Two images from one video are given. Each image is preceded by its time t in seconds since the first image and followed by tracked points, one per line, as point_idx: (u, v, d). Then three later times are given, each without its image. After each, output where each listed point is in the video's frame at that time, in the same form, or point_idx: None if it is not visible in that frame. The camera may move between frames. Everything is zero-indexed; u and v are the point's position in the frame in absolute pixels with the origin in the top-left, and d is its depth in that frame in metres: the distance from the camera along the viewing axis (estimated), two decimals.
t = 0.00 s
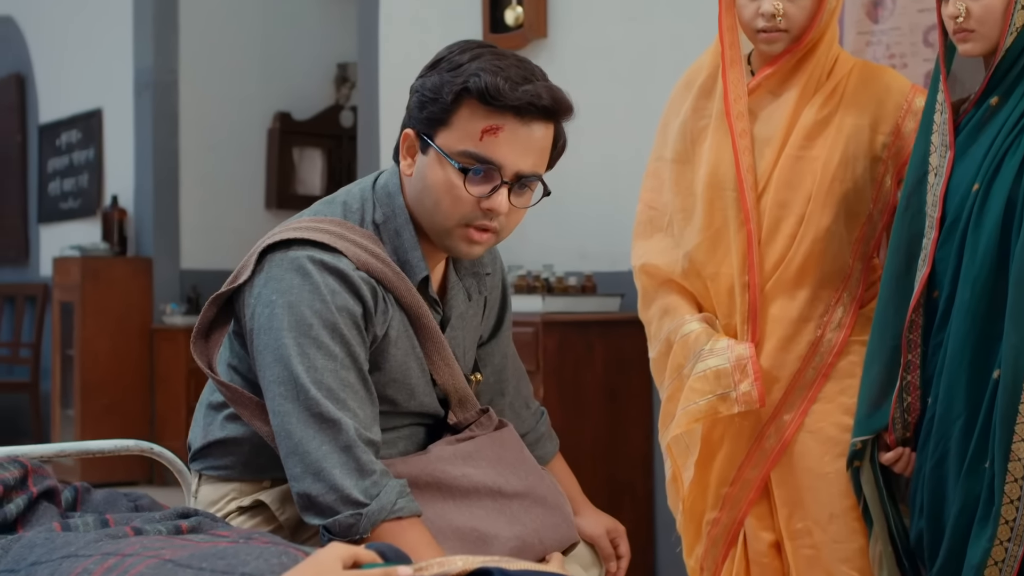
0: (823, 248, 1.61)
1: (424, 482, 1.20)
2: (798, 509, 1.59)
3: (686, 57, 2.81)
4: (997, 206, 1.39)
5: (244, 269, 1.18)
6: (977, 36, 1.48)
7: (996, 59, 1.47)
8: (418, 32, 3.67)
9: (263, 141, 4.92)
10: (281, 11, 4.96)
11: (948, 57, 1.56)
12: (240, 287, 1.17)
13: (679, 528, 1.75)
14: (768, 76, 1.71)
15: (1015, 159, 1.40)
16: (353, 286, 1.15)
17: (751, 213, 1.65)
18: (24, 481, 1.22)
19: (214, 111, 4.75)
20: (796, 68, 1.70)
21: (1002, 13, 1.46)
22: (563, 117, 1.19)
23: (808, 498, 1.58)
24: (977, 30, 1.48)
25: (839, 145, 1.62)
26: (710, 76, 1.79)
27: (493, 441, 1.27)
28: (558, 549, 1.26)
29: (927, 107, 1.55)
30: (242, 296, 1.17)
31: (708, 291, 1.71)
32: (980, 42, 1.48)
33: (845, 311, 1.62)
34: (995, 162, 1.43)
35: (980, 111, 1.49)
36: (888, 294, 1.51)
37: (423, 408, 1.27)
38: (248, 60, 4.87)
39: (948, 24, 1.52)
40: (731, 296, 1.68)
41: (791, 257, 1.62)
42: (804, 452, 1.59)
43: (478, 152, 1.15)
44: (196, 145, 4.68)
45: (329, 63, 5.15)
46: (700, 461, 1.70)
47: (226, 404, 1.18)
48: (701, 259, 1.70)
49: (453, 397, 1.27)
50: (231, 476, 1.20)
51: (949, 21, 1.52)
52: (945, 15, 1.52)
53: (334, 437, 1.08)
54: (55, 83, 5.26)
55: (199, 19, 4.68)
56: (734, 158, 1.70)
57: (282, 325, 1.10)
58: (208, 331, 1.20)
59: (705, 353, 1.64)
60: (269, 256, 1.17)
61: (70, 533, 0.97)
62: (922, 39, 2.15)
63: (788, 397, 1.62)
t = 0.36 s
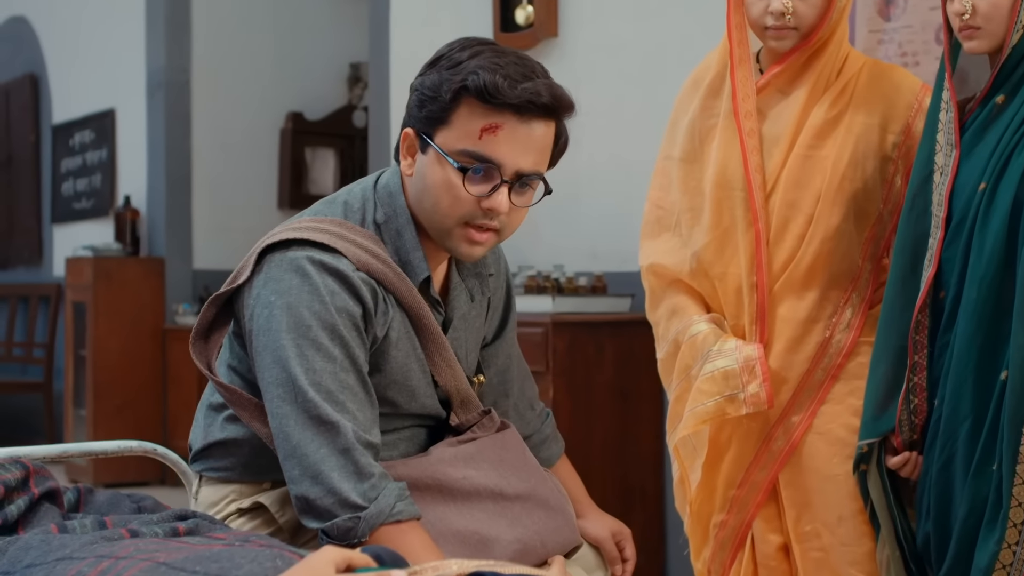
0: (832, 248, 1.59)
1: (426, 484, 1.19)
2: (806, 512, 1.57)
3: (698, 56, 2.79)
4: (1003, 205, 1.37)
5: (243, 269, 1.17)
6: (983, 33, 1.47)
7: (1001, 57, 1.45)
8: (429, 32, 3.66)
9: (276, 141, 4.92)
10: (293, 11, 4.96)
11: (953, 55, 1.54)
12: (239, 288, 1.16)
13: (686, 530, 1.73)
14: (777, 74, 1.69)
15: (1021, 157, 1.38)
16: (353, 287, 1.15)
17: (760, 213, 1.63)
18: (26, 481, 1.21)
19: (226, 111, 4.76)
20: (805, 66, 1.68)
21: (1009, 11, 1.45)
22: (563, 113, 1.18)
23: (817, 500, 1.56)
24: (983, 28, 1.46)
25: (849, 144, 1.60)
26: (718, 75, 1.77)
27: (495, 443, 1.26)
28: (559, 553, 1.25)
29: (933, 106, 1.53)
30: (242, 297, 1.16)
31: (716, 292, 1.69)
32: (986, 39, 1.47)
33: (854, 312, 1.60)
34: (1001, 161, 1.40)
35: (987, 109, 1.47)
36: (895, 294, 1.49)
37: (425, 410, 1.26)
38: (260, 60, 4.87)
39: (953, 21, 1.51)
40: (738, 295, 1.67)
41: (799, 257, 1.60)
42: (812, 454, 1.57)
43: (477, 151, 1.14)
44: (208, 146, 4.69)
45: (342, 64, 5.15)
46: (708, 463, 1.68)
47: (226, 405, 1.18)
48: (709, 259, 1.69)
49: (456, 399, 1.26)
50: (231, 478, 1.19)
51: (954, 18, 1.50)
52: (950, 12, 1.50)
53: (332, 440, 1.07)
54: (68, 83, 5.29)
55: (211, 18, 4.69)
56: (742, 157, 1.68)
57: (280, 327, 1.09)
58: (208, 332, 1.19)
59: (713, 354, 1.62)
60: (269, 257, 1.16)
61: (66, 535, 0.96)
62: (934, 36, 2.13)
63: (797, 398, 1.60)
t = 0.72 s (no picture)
0: (841, 248, 1.57)
1: (426, 486, 1.18)
2: (815, 514, 1.56)
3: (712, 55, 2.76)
4: (1013, 204, 1.35)
5: (241, 270, 1.17)
6: (993, 31, 1.44)
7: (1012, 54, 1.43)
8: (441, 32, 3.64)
9: (289, 141, 4.93)
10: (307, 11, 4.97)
11: (962, 51, 1.52)
12: (238, 289, 1.16)
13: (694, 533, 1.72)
14: (786, 73, 1.67)
15: None
16: (352, 287, 1.14)
17: (768, 213, 1.61)
18: (28, 483, 1.21)
19: (239, 112, 4.77)
20: (814, 64, 1.66)
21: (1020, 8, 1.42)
22: (562, 109, 1.17)
23: (825, 503, 1.54)
24: (994, 25, 1.44)
25: (858, 143, 1.58)
26: (726, 73, 1.75)
27: (497, 445, 1.25)
28: (562, 555, 1.24)
29: (941, 104, 1.51)
30: (240, 297, 1.16)
31: (724, 292, 1.68)
32: (996, 37, 1.44)
33: (863, 313, 1.58)
34: (1010, 159, 1.38)
35: (996, 107, 1.45)
36: (903, 295, 1.47)
37: (426, 411, 1.25)
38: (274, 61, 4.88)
39: (962, 19, 1.49)
40: (746, 295, 1.65)
41: (808, 257, 1.58)
42: (821, 457, 1.55)
43: (475, 148, 1.13)
44: (221, 146, 4.70)
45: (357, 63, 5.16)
46: (715, 465, 1.67)
47: (226, 407, 1.17)
48: (716, 259, 1.67)
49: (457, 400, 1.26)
50: (231, 480, 1.19)
51: (964, 15, 1.48)
52: (960, 9, 1.48)
53: (331, 442, 1.07)
54: (83, 84, 5.32)
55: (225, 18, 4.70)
56: (750, 156, 1.66)
57: (278, 327, 1.09)
58: (207, 334, 1.19)
59: (720, 355, 1.61)
60: (267, 257, 1.16)
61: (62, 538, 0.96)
62: (948, 34, 2.10)
63: (805, 400, 1.58)
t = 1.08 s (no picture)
0: (848, 249, 1.56)
1: (426, 489, 1.17)
2: (821, 518, 1.54)
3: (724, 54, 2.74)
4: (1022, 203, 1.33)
5: (239, 270, 1.17)
6: (1004, 30, 1.43)
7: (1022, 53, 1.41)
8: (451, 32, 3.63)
9: (302, 141, 4.93)
10: (320, 12, 4.98)
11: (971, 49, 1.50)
12: (236, 289, 1.16)
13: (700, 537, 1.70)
14: (792, 72, 1.64)
15: None
16: (350, 287, 1.14)
17: (774, 214, 1.60)
18: (28, 484, 1.21)
19: (251, 112, 4.78)
20: (822, 63, 1.64)
21: None
22: (560, 107, 1.17)
23: (832, 506, 1.53)
24: (1005, 24, 1.42)
25: (866, 142, 1.56)
26: (733, 72, 1.73)
27: (497, 447, 1.24)
28: (563, 558, 1.23)
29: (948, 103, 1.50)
30: (238, 298, 1.15)
31: (729, 293, 1.66)
32: (1007, 36, 1.42)
33: (871, 314, 1.56)
34: (1019, 158, 1.37)
35: (1005, 106, 1.43)
36: (910, 295, 1.46)
37: (426, 412, 1.24)
38: (287, 61, 4.89)
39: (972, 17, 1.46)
40: (752, 296, 1.63)
41: (814, 259, 1.57)
42: (827, 460, 1.54)
43: (472, 146, 1.12)
44: (233, 146, 4.72)
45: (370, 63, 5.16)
46: (720, 468, 1.65)
47: (224, 408, 1.17)
48: (722, 260, 1.66)
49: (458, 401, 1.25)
50: (230, 482, 1.19)
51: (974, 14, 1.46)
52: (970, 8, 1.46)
53: (328, 443, 1.06)
54: (96, 85, 5.35)
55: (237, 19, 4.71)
56: (756, 156, 1.64)
57: (276, 327, 1.09)
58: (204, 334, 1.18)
59: (725, 357, 1.59)
60: (264, 257, 1.15)
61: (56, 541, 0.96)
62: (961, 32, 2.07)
63: (811, 402, 1.56)
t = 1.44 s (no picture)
0: (851, 250, 1.54)
1: (422, 493, 1.17)
2: (824, 523, 1.52)
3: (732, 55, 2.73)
4: None
5: (235, 270, 1.16)
6: (1013, 30, 1.41)
7: None
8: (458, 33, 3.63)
9: (312, 143, 4.94)
10: (330, 15, 4.99)
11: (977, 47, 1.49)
12: (231, 290, 1.15)
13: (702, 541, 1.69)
14: (795, 72, 1.63)
15: None
16: (346, 288, 1.13)
17: (776, 216, 1.58)
18: (26, 487, 1.21)
19: (262, 114, 4.79)
20: (825, 62, 1.63)
21: None
22: (557, 105, 1.16)
23: (835, 511, 1.51)
24: (1014, 24, 1.41)
25: (869, 142, 1.55)
26: (735, 72, 1.72)
27: (495, 451, 1.23)
28: (561, 564, 1.22)
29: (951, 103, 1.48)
30: (233, 299, 1.15)
31: (732, 296, 1.65)
32: (1016, 36, 1.41)
33: (874, 317, 1.55)
34: None
35: (1010, 106, 1.42)
36: (913, 297, 1.44)
37: (424, 414, 1.24)
38: (297, 64, 4.90)
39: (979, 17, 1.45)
40: (755, 299, 1.62)
41: (817, 261, 1.55)
42: (831, 464, 1.52)
43: (467, 145, 1.12)
44: (243, 149, 4.73)
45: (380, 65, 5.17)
46: (722, 472, 1.64)
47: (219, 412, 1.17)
48: (724, 263, 1.64)
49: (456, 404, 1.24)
50: (225, 486, 1.19)
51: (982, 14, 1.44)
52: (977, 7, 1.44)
53: (323, 446, 1.06)
54: (107, 88, 5.37)
55: (247, 22, 4.72)
56: (758, 157, 1.63)
57: (271, 329, 1.08)
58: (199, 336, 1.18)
59: (727, 360, 1.58)
60: (260, 257, 1.15)
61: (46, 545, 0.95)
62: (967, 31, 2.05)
63: (814, 406, 1.55)
